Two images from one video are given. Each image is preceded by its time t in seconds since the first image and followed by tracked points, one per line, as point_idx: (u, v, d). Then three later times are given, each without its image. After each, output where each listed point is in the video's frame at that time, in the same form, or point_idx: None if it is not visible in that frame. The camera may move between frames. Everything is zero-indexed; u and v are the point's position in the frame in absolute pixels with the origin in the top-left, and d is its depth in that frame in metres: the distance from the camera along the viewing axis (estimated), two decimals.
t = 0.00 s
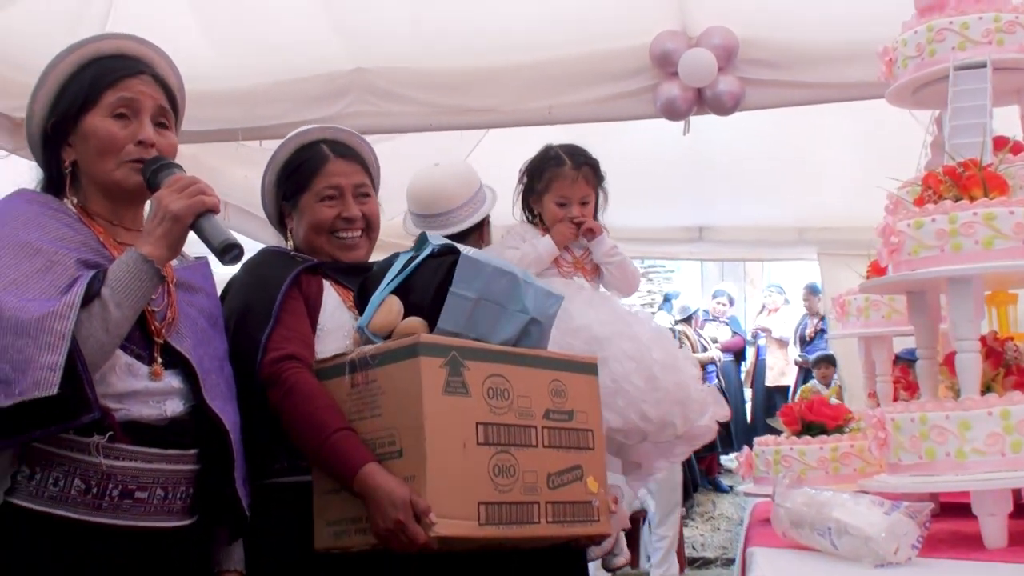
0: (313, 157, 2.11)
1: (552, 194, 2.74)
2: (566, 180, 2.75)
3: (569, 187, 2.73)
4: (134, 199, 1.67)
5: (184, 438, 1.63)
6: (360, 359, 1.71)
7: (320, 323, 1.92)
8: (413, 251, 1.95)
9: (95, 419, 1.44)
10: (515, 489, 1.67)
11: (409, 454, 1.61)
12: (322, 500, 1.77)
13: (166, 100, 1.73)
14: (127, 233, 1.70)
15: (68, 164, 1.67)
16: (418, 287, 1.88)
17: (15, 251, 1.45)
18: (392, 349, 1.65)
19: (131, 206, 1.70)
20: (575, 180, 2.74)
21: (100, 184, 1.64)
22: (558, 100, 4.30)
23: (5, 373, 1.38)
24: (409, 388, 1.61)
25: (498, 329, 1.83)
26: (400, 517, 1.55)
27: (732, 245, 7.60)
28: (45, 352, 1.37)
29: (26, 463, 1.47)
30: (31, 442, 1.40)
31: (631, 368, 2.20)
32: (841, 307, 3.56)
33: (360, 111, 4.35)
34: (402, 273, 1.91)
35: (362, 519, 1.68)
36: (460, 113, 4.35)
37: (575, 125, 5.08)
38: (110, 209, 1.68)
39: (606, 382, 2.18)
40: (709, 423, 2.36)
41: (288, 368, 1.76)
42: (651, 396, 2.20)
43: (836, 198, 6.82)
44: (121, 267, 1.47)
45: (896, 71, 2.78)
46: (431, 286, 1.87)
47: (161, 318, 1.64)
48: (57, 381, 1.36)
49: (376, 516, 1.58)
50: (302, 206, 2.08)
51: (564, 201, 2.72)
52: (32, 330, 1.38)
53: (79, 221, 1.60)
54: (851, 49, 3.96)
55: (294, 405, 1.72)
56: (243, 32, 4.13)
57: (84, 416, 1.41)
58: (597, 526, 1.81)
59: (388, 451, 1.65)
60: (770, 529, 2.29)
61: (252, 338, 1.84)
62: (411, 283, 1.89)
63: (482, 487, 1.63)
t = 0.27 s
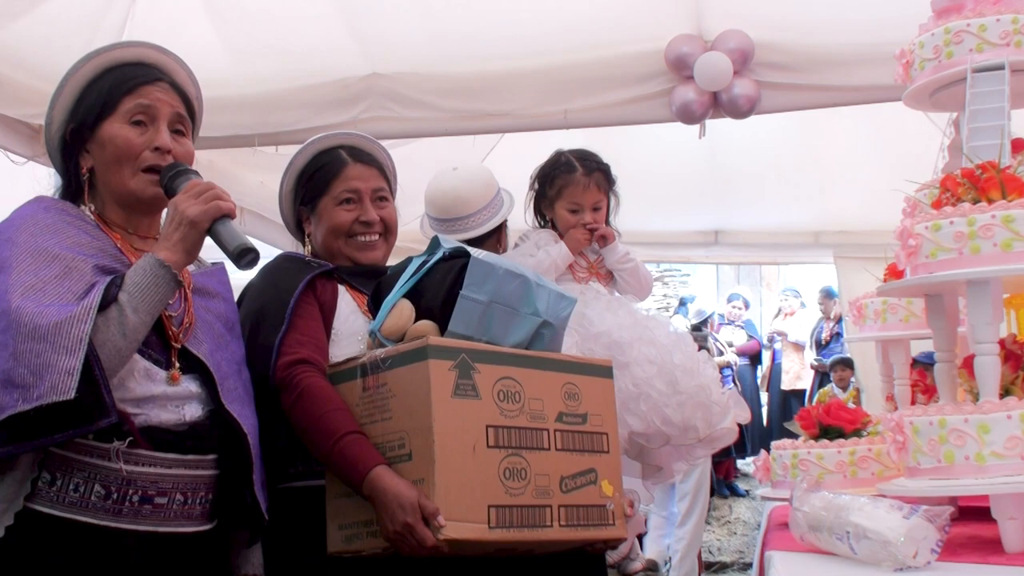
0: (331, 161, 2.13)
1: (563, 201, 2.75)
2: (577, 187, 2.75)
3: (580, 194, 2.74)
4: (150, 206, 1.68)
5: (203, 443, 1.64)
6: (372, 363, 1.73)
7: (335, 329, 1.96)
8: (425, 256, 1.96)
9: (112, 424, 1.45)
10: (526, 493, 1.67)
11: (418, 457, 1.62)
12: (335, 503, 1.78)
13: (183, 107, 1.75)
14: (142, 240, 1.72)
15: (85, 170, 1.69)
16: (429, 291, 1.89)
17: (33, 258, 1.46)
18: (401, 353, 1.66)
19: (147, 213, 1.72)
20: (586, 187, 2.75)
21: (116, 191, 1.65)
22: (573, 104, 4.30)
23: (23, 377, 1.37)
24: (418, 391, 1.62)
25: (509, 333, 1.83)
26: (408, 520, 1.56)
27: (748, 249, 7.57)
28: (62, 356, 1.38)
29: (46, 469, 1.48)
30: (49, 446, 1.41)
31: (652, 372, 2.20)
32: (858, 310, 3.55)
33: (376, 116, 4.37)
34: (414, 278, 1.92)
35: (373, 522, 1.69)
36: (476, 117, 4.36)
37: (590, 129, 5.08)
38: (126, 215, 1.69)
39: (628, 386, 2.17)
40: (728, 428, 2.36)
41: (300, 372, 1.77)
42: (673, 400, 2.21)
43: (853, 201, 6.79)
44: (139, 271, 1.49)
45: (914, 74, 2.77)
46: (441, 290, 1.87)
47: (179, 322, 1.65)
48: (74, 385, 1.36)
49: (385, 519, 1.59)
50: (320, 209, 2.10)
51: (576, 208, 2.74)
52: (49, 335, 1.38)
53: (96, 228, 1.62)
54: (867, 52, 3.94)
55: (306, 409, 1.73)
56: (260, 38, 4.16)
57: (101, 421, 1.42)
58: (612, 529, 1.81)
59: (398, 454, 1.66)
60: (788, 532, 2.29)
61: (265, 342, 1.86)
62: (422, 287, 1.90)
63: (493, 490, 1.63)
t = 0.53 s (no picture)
0: (342, 164, 2.15)
1: (575, 205, 2.75)
2: (588, 191, 2.75)
3: (591, 198, 2.74)
4: (163, 209, 1.70)
5: (218, 446, 1.65)
6: (381, 365, 1.74)
7: (347, 331, 1.97)
8: (435, 257, 1.97)
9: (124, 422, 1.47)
10: (535, 496, 1.68)
11: (426, 460, 1.62)
12: (345, 505, 1.79)
13: (197, 112, 1.76)
14: (156, 243, 1.73)
15: (100, 173, 1.70)
16: (438, 294, 1.89)
17: (47, 259, 1.48)
18: (410, 356, 1.67)
19: (161, 217, 1.73)
20: (597, 191, 2.75)
21: (130, 194, 1.67)
22: (585, 106, 4.30)
23: (35, 375, 1.39)
24: (427, 394, 1.63)
25: (517, 336, 1.83)
26: (416, 523, 1.56)
27: (760, 251, 7.55)
28: (73, 353, 1.39)
29: (60, 471, 1.50)
30: (61, 443, 1.42)
31: (657, 373, 2.21)
32: (871, 312, 3.53)
33: (388, 119, 4.38)
34: (424, 280, 1.93)
35: (381, 524, 1.70)
36: (488, 120, 4.36)
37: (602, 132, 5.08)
38: (140, 219, 1.71)
39: (632, 389, 2.17)
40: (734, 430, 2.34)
41: (311, 374, 1.78)
42: (677, 401, 2.20)
43: (866, 204, 6.77)
44: (152, 271, 1.49)
45: (927, 75, 2.76)
46: (449, 292, 1.88)
47: (193, 323, 1.66)
48: (86, 382, 1.38)
49: (393, 521, 1.60)
50: (332, 211, 2.12)
51: (587, 212, 2.73)
52: (61, 332, 1.39)
53: (110, 230, 1.63)
54: (880, 53, 3.93)
55: (316, 412, 1.74)
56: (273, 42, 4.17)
57: (113, 418, 1.44)
58: (623, 533, 1.81)
59: (407, 457, 1.67)
60: (802, 535, 2.29)
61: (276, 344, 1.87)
62: (432, 289, 1.91)
63: (502, 493, 1.63)
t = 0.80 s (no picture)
0: (350, 166, 2.16)
1: (580, 209, 2.76)
2: (592, 195, 2.75)
3: (596, 202, 2.74)
4: (177, 211, 1.71)
5: (227, 450, 1.65)
6: (391, 368, 1.74)
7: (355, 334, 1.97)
8: (445, 260, 1.97)
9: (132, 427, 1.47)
10: (544, 499, 1.68)
11: (437, 464, 1.63)
12: (355, 508, 1.80)
13: (210, 115, 1.77)
14: (171, 246, 1.74)
15: (115, 178, 1.72)
16: (447, 297, 1.90)
17: (59, 263, 1.49)
18: (420, 359, 1.67)
19: (175, 219, 1.74)
20: (602, 194, 2.75)
21: (144, 198, 1.68)
22: (593, 109, 4.30)
23: (44, 380, 1.40)
24: (437, 398, 1.63)
25: (527, 339, 1.83)
26: (427, 526, 1.57)
27: (769, 252, 7.54)
28: (81, 358, 1.40)
29: (70, 474, 1.51)
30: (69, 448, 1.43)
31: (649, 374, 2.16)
32: (880, 313, 3.53)
33: (397, 122, 4.39)
34: (433, 283, 1.94)
35: (392, 528, 1.71)
36: (495, 123, 4.36)
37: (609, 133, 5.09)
38: (155, 222, 1.72)
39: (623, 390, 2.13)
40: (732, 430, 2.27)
41: (321, 378, 1.79)
42: (670, 403, 2.16)
43: (875, 204, 6.75)
44: (161, 276, 1.50)
45: (935, 75, 2.76)
46: (460, 296, 1.88)
47: (205, 327, 1.66)
48: (92, 388, 1.38)
49: (403, 525, 1.61)
50: (338, 212, 2.13)
51: (592, 215, 2.74)
52: (69, 338, 1.40)
53: (125, 235, 1.64)
54: (889, 54, 3.92)
55: (325, 415, 1.75)
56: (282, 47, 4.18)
57: (121, 424, 1.44)
58: (632, 536, 1.81)
59: (417, 460, 1.67)
60: (811, 536, 2.29)
61: (286, 348, 1.88)
62: (441, 293, 1.92)
63: (512, 496, 1.64)
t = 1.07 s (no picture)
0: (355, 164, 2.16)
1: (580, 209, 2.75)
2: (592, 195, 2.74)
3: (595, 202, 2.73)
4: (181, 208, 1.71)
5: (232, 448, 1.65)
6: (400, 368, 1.74)
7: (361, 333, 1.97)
8: (452, 259, 1.98)
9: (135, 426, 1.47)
10: (552, 499, 1.68)
11: (445, 464, 1.63)
12: (361, 508, 1.80)
13: (212, 111, 1.78)
14: (176, 244, 1.74)
15: (119, 177, 1.72)
16: (455, 297, 1.90)
17: (63, 263, 1.50)
18: (429, 359, 1.67)
19: (180, 216, 1.75)
20: (601, 194, 2.73)
21: (149, 196, 1.69)
22: (597, 109, 4.30)
23: (47, 379, 1.40)
24: (446, 398, 1.63)
25: (535, 340, 1.84)
26: (436, 527, 1.57)
27: (775, 252, 7.52)
28: (83, 357, 1.40)
29: (75, 472, 1.52)
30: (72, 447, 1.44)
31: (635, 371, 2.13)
32: (886, 313, 3.52)
33: (401, 122, 4.39)
34: (440, 282, 1.94)
35: (399, 528, 1.71)
36: (500, 123, 4.36)
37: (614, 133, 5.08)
38: (160, 220, 1.73)
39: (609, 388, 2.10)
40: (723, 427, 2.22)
41: (328, 377, 1.79)
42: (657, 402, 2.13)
43: (881, 204, 6.74)
44: (163, 275, 1.49)
45: (941, 74, 2.76)
46: (468, 296, 1.88)
47: (211, 327, 1.66)
48: (94, 387, 1.39)
49: (412, 524, 1.61)
50: (342, 211, 2.13)
51: (592, 215, 2.73)
52: (72, 337, 1.41)
53: (130, 234, 1.65)
54: (895, 53, 3.91)
55: (333, 415, 1.75)
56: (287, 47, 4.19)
57: (124, 423, 1.44)
58: (637, 536, 1.82)
59: (425, 460, 1.67)
60: (816, 535, 2.28)
61: (292, 347, 1.88)
62: (449, 292, 1.92)
63: (520, 496, 1.64)
